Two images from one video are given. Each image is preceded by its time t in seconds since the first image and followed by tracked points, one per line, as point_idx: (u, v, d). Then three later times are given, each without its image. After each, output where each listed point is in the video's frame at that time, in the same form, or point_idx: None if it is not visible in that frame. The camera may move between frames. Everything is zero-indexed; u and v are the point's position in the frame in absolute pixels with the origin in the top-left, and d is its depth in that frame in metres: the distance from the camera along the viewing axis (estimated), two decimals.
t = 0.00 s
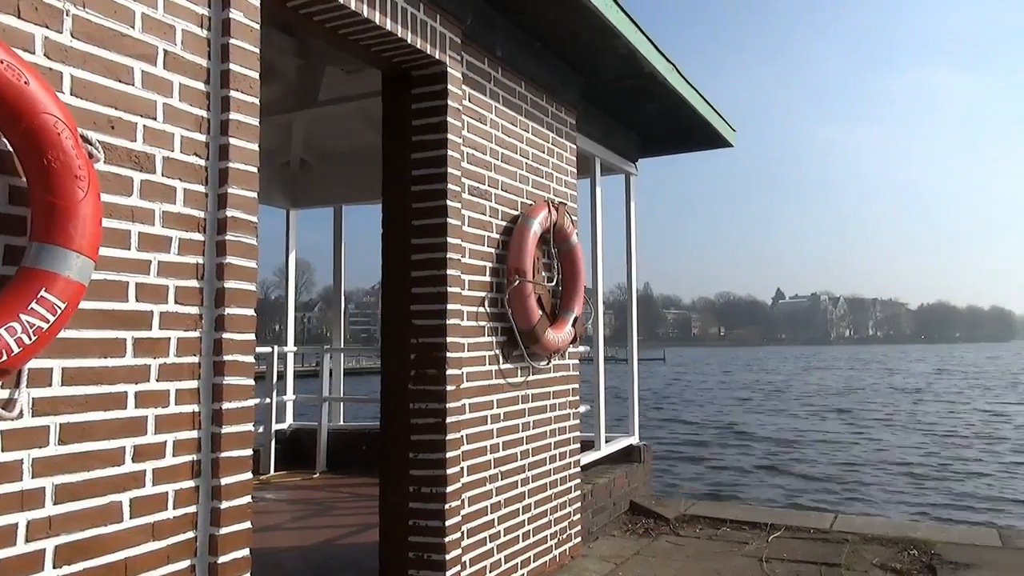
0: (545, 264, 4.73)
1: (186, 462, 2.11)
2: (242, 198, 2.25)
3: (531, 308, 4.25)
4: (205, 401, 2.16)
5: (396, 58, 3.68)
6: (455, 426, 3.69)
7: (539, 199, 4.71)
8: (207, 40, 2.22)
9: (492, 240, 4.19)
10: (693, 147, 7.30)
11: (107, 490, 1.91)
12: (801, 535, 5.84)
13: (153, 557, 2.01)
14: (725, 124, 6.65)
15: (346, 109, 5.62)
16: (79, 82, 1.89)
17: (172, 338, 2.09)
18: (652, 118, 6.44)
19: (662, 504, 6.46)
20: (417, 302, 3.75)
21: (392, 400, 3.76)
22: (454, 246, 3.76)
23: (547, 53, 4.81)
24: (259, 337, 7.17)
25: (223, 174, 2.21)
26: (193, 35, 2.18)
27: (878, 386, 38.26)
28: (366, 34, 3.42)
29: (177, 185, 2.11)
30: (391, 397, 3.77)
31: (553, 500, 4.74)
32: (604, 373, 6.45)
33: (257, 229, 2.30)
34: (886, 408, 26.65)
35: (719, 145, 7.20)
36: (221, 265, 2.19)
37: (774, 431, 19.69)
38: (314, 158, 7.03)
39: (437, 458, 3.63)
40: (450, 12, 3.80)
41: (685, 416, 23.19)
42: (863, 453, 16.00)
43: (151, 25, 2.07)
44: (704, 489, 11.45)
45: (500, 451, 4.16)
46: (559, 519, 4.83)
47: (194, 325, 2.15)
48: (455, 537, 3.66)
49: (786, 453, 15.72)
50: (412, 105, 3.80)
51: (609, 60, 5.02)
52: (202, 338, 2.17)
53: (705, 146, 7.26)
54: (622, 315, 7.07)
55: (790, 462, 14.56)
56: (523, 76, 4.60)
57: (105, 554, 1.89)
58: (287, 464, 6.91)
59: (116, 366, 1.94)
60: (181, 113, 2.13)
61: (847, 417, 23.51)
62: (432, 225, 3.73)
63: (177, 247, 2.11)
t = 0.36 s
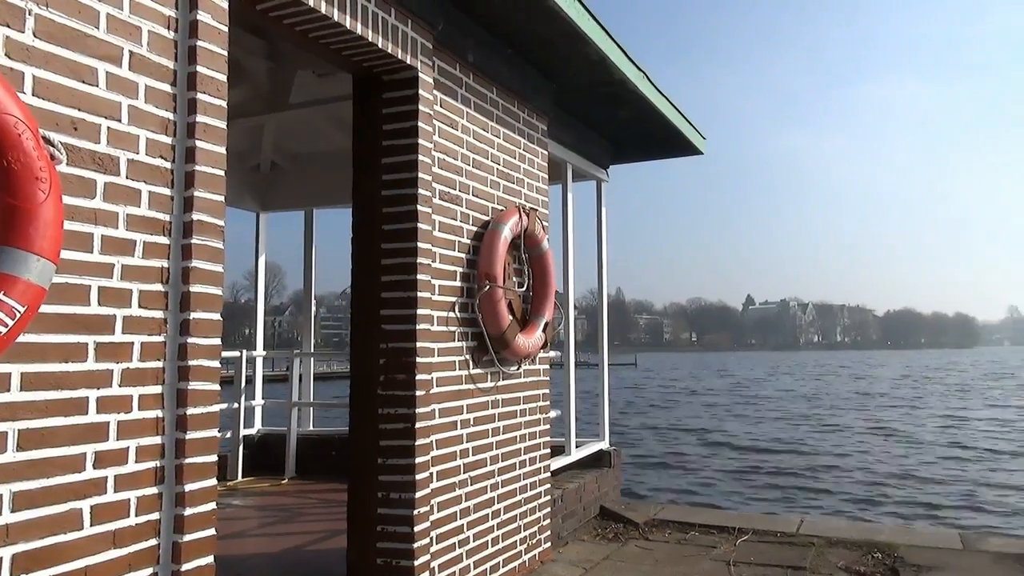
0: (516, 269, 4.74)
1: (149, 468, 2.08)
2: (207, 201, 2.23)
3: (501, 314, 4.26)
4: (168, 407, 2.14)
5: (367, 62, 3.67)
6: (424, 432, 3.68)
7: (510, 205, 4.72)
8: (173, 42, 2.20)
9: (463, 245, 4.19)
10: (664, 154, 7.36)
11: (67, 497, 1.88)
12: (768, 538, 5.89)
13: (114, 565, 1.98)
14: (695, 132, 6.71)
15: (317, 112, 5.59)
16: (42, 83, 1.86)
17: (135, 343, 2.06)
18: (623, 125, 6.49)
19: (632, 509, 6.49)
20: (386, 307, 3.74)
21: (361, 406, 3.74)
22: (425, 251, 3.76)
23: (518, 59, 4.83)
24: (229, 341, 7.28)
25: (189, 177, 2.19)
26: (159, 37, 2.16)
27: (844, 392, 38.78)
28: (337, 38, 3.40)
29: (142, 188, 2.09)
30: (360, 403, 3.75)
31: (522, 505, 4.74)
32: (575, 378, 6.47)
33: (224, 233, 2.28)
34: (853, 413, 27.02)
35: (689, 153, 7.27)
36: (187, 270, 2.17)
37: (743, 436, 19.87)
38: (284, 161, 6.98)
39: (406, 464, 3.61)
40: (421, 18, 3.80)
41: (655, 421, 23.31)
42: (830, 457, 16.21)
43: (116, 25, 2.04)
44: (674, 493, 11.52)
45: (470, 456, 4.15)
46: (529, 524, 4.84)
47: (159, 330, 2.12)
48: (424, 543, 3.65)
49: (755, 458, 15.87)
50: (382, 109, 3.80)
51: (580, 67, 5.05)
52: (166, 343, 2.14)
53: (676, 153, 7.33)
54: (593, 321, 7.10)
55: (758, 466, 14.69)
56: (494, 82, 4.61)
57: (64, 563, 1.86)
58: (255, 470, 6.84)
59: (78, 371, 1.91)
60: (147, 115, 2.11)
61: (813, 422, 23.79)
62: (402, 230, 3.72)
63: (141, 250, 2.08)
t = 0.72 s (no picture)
0: (491, 272, 4.74)
1: (116, 471, 2.06)
2: (178, 202, 2.21)
3: (476, 317, 4.26)
4: (136, 409, 2.12)
5: (341, 64, 3.66)
6: (397, 435, 3.67)
7: (485, 208, 4.73)
8: (145, 41, 2.18)
9: (437, 248, 4.19)
10: (639, 159, 7.41)
11: (31, 500, 1.85)
12: (739, 541, 5.94)
13: (79, 570, 1.96)
14: (670, 138, 6.76)
15: (292, 113, 5.56)
16: (8, 81, 1.84)
17: (102, 344, 2.04)
18: (599, 130, 6.53)
19: (605, 512, 6.52)
20: (360, 309, 3.72)
21: (334, 409, 3.73)
22: (399, 254, 3.75)
23: (494, 64, 4.84)
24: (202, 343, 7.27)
25: (160, 177, 2.17)
26: (130, 36, 2.14)
27: (816, 395, 39.23)
28: (312, 39, 3.39)
29: (111, 188, 2.07)
30: (332, 405, 3.74)
31: (496, 508, 4.74)
32: (549, 381, 6.49)
33: (194, 234, 2.27)
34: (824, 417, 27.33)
35: (665, 158, 7.32)
36: (156, 271, 2.15)
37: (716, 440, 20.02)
38: (259, 162, 6.93)
39: (378, 467, 3.60)
40: (397, 21, 3.80)
41: (629, 425, 23.42)
42: (801, 460, 16.39)
43: (86, 24, 2.02)
44: (647, 497, 11.57)
45: (443, 459, 4.15)
46: (502, 527, 4.83)
47: (127, 331, 2.10)
48: (396, 546, 3.64)
49: (728, 461, 15.99)
50: (357, 112, 3.79)
51: (557, 73, 5.07)
52: (134, 344, 2.12)
53: (651, 159, 7.39)
54: (568, 325, 7.12)
55: (731, 470, 14.80)
56: (470, 86, 4.62)
57: (27, 567, 1.84)
58: (227, 473, 6.77)
59: (43, 373, 1.89)
60: (117, 114, 2.09)
61: (785, 427, 24.02)
62: (376, 232, 3.72)
63: (110, 251, 2.06)
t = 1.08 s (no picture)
0: (461, 270, 4.73)
1: (76, 470, 2.03)
2: (141, 197, 2.18)
3: (445, 315, 4.26)
4: (97, 407, 2.08)
5: (311, 60, 3.63)
6: (365, 434, 3.66)
7: (456, 207, 4.72)
8: (107, 34, 2.15)
9: (407, 246, 4.17)
10: (610, 159, 7.44)
11: None
12: (707, 537, 6.00)
13: (37, 570, 1.93)
14: (641, 138, 6.80)
15: (261, 109, 5.50)
16: None
17: (62, 341, 2.01)
18: (571, 129, 6.55)
19: (575, 510, 6.54)
20: (328, 307, 3.70)
21: (302, 407, 3.70)
22: (368, 251, 3.73)
23: (466, 62, 4.83)
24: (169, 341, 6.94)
25: (122, 172, 2.14)
26: (92, 27, 2.10)
27: (784, 394, 39.69)
28: (280, 34, 3.36)
29: (72, 182, 2.03)
30: (300, 404, 3.71)
31: (465, 506, 4.74)
32: (520, 380, 6.50)
33: (158, 229, 2.24)
34: (792, 415, 27.67)
35: (635, 158, 7.36)
36: (118, 266, 2.12)
37: (687, 438, 20.18)
38: (228, 158, 6.85)
39: (346, 465, 3.58)
40: (367, 17, 3.77)
41: (600, 423, 23.52)
42: (769, 458, 16.58)
43: (46, 15, 1.99)
44: (618, 494, 11.63)
45: (412, 457, 4.14)
46: (471, 525, 4.83)
47: (87, 328, 2.07)
48: (364, 544, 3.62)
49: (698, 459, 16.12)
50: (326, 108, 3.76)
51: (528, 72, 5.08)
52: (95, 341, 2.09)
53: (622, 158, 7.42)
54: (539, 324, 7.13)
55: (701, 467, 14.93)
56: (441, 84, 4.61)
57: None
58: (193, 473, 6.69)
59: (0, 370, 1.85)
60: (78, 107, 2.05)
61: (754, 425, 24.28)
62: (345, 230, 3.69)
63: (70, 246, 2.03)
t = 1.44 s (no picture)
0: (429, 266, 4.71)
1: (30, 467, 1.98)
2: (99, 188, 2.14)
3: (412, 311, 4.24)
4: (52, 403, 2.04)
5: (277, 52, 3.58)
6: (330, 430, 3.62)
7: (424, 202, 4.70)
8: (65, 21, 2.10)
9: (375, 241, 4.14)
10: (580, 156, 7.46)
11: None
12: (673, 532, 6.05)
13: None
14: (610, 135, 6.82)
15: (226, 101, 5.42)
16: None
17: (16, 336, 1.96)
18: (540, 126, 6.55)
19: (542, 506, 6.55)
20: (294, 302, 3.66)
21: (266, 403, 3.66)
22: (335, 246, 3.70)
23: (435, 57, 4.81)
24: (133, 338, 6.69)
25: (80, 162, 2.10)
26: (49, 14, 2.06)
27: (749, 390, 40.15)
28: (245, 25, 3.31)
29: (26, 173, 1.99)
30: (264, 400, 3.67)
31: (432, 502, 4.72)
32: (487, 376, 6.49)
33: (117, 222, 2.19)
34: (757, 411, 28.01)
35: (604, 155, 7.38)
36: (74, 259, 2.07)
37: (654, 434, 20.32)
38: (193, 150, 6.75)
39: (311, 462, 3.55)
40: (334, 9, 3.73)
41: (568, 419, 23.61)
42: (734, 453, 16.76)
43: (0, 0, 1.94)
44: (585, 490, 11.68)
45: (379, 454, 4.12)
46: (438, 522, 4.82)
47: (42, 322, 2.02)
48: (329, 541, 3.60)
49: (665, 455, 16.25)
50: (293, 101, 3.71)
51: (497, 67, 5.06)
52: (50, 335, 2.04)
53: (592, 155, 7.44)
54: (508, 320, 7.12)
55: (668, 463, 15.05)
56: (410, 78, 4.58)
57: None
58: (156, 471, 6.58)
59: None
60: (34, 96, 2.01)
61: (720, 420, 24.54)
62: (311, 224, 3.65)
63: (25, 238, 1.98)
